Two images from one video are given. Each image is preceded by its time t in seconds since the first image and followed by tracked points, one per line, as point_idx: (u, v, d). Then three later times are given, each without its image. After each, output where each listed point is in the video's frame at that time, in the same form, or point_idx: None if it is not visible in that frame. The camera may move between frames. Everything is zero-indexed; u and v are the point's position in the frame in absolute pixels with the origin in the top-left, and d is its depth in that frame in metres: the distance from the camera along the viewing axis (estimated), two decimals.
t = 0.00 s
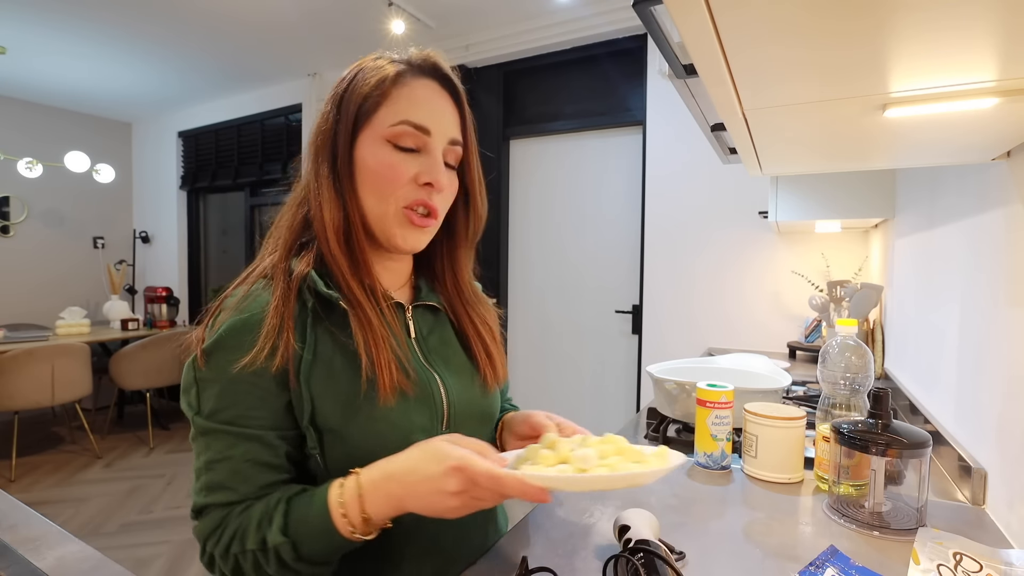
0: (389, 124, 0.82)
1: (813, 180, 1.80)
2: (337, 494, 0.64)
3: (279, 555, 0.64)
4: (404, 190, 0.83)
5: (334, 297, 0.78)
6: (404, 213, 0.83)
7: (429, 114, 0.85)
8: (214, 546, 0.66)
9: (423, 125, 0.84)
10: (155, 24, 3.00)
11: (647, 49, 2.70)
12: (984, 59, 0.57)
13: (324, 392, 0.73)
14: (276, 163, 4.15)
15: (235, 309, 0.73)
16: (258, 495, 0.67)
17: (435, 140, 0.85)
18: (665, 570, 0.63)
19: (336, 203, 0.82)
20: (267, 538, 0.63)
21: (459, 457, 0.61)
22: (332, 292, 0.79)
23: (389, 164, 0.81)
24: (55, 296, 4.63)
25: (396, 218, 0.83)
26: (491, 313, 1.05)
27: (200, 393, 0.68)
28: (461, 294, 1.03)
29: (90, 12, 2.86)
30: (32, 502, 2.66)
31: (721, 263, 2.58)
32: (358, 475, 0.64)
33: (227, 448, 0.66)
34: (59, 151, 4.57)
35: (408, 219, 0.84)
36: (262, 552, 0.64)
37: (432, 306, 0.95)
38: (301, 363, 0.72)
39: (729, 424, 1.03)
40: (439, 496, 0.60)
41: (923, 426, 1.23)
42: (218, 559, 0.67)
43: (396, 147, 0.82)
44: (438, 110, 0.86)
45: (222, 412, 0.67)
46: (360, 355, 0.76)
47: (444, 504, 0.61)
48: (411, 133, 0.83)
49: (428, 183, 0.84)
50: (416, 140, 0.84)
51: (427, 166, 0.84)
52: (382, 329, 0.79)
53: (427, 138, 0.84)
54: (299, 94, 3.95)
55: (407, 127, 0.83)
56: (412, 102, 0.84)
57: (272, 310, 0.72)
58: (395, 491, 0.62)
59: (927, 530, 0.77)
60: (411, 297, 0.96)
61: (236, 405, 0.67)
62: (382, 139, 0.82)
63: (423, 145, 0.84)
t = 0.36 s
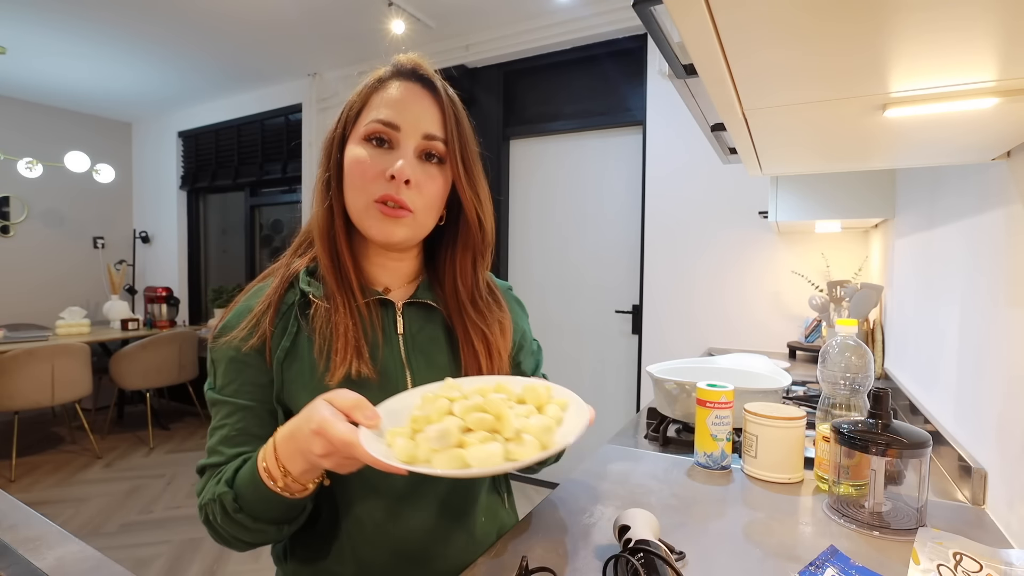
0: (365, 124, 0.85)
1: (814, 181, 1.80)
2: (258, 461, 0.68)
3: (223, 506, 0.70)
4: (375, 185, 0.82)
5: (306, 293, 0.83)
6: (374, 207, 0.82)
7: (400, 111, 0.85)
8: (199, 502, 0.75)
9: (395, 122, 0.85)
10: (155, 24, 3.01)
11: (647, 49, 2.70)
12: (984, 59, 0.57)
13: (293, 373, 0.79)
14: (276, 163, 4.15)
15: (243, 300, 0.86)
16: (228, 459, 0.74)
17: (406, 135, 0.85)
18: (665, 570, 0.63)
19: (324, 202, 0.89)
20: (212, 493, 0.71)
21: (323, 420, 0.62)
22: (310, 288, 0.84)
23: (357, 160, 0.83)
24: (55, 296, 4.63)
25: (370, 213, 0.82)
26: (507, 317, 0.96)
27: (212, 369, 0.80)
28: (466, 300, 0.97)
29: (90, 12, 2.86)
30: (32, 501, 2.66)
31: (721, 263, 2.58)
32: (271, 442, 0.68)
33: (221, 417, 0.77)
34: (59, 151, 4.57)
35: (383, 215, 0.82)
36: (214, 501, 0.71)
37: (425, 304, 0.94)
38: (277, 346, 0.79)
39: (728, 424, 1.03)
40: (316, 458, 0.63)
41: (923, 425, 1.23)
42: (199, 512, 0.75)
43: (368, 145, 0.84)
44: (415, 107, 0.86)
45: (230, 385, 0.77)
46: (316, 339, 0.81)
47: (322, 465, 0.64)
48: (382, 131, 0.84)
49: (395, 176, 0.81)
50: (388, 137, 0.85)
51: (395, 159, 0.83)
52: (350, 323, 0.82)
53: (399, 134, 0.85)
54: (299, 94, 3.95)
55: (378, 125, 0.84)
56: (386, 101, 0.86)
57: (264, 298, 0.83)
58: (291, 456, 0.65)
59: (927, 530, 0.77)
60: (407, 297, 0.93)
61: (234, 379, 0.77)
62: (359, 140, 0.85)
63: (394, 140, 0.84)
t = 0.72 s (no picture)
0: (376, 141, 0.89)
1: (815, 181, 1.80)
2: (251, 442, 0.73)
3: (223, 483, 0.76)
4: (381, 201, 0.86)
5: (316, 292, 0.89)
6: (378, 221, 0.86)
7: (409, 129, 0.88)
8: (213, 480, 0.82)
9: (402, 141, 0.87)
10: (155, 24, 3.00)
11: (647, 48, 2.69)
12: (985, 59, 0.57)
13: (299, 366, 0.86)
14: (276, 163, 4.15)
15: (268, 297, 0.95)
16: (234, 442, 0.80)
17: (413, 153, 0.88)
18: (665, 570, 0.63)
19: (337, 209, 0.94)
20: (214, 474, 0.78)
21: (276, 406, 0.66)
22: (320, 288, 0.90)
23: (367, 175, 0.88)
24: (55, 296, 4.63)
25: (375, 227, 0.87)
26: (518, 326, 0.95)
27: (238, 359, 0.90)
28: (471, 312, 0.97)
29: (90, 12, 2.86)
30: (32, 502, 2.65)
31: (721, 263, 2.58)
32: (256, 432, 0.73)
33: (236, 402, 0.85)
34: (59, 151, 4.57)
35: (387, 230, 0.86)
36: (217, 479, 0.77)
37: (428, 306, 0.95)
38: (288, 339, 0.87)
39: (728, 424, 1.03)
40: (281, 440, 0.69)
41: (923, 425, 1.23)
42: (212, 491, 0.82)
43: (376, 161, 0.88)
44: (425, 125, 0.89)
45: (248, 373, 0.85)
46: (319, 335, 0.87)
47: (287, 448, 0.69)
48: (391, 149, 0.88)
49: (399, 194, 0.85)
50: (396, 155, 0.88)
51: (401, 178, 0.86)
52: (352, 321, 0.87)
53: (405, 152, 0.88)
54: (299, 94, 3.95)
55: (387, 142, 0.88)
56: (397, 119, 0.89)
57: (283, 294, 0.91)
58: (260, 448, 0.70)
59: (927, 530, 0.77)
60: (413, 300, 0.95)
61: (251, 366, 0.86)
62: (369, 156, 0.89)
63: (401, 158, 0.87)
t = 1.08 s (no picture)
0: (298, 105, 0.82)
1: (814, 181, 1.80)
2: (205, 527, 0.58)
3: None
4: (322, 168, 0.79)
5: (254, 324, 0.79)
6: (322, 193, 0.78)
7: (336, 86, 0.83)
8: None
9: (331, 99, 0.83)
10: (155, 24, 3.00)
11: (647, 48, 2.69)
12: (985, 59, 0.57)
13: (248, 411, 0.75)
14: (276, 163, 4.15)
15: (172, 337, 0.81)
16: (174, 528, 0.64)
17: (348, 112, 0.83)
18: (665, 570, 0.63)
19: (258, 209, 0.87)
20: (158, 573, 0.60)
21: (248, 458, 0.51)
22: (255, 319, 0.80)
23: (297, 144, 0.80)
24: (55, 296, 4.63)
25: (317, 199, 0.78)
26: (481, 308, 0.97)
27: (148, 428, 0.71)
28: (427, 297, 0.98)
29: (89, 12, 2.86)
30: (32, 502, 2.65)
31: (721, 263, 2.58)
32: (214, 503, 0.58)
33: (170, 476, 0.67)
34: (60, 151, 4.57)
35: (334, 200, 0.78)
36: None
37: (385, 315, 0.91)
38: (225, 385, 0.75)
39: (729, 424, 1.03)
40: (276, 489, 0.51)
41: (923, 425, 1.23)
42: None
43: (304, 126, 0.81)
44: (352, 82, 0.85)
45: (167, 440, 0.69)
46: (276, 381, 0.77)
47: (276, 504, 0.54)
48: (319, 111, 0.82)
49: (344, 153, 0.78)
50: (327, 117, 0.82)
51: (339, 138, 0.80)
52: (307, 349, 0.80)
53: (338, 111, 0.82)
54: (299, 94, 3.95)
55: (314, 104, 0.82)
56: (318, 78, 0.83)
57: (197, 329, 0.79)
58: (225, 520, 0.55)
59: (927, 530, 0.77)
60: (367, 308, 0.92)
61: (178, 431, 0.70)
62: (294, 123, 0.82)
63: (335, 120, 0.82)
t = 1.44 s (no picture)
0: (274, 104, 0.81)
1: (814, 181, 1.80)
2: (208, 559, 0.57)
3: None
4: (305, 177, 0.78)
5: (239, 344, 0.78)
6: (310, 205, 0.77)
7: (315, 82, 0.81)
8: None
9: (308, 95, 0.81)
10: (155, 24, 3.00)
11: (647, 48, 2.69)
12: (985, 59, 0.57)
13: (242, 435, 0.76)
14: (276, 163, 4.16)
15: (162, 356, 0.80)
16: (179, 550, 0.65)
17: (327, 109, 0.82)
18: (665, 570, 0.63)
19: (235, 220, 0.88)
20: None
21: (254, 494, 0.51)
22: (241, 338, 0.79)
23: (278, 150, 0.79)
24: (55, 296, 4.63)
25: (303, 211, 0.77)
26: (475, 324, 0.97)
27: (147, 450, 0.72)
28: (420, 303, 0.97)
29: (89, 12, 2.86)
30: (32, 502, 2.65)
31: (721, 263, 2.58)
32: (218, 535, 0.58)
33: (171, 499, 0.68)
34: (60, 151, 4.57)
35: (322, 212, 0.77)
36: None
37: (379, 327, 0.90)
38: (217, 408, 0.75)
39: (729, 424, 1.03)
40: (280, 525, 0.51)
41: (923, 426, 1.23)
42: None
43: (283, 127, 0.81)
44: (332, 76, 0.83)
45: (167, 461, 0.71)
46: (262, 406, 0.77)
47: (284, 540, 0.53)
48: (297, 110, 0.81)
49: (327, 161, 0.78)
50: (307, 117, 0.81)
51: (321, 141, 0.79)
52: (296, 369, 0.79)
53: (316, 107, 0.81)
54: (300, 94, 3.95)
55: (290, 102, 0.81)
56: (293, 73, 0.82)
57: (183, 350, 0.78)
58: (231, 556, 0.55)
59: (927, 530, 0.77)
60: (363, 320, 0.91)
61: (178, 453, 0.71)
62: (271, 125, 0.81)
63: (316, 119, 0.81)
